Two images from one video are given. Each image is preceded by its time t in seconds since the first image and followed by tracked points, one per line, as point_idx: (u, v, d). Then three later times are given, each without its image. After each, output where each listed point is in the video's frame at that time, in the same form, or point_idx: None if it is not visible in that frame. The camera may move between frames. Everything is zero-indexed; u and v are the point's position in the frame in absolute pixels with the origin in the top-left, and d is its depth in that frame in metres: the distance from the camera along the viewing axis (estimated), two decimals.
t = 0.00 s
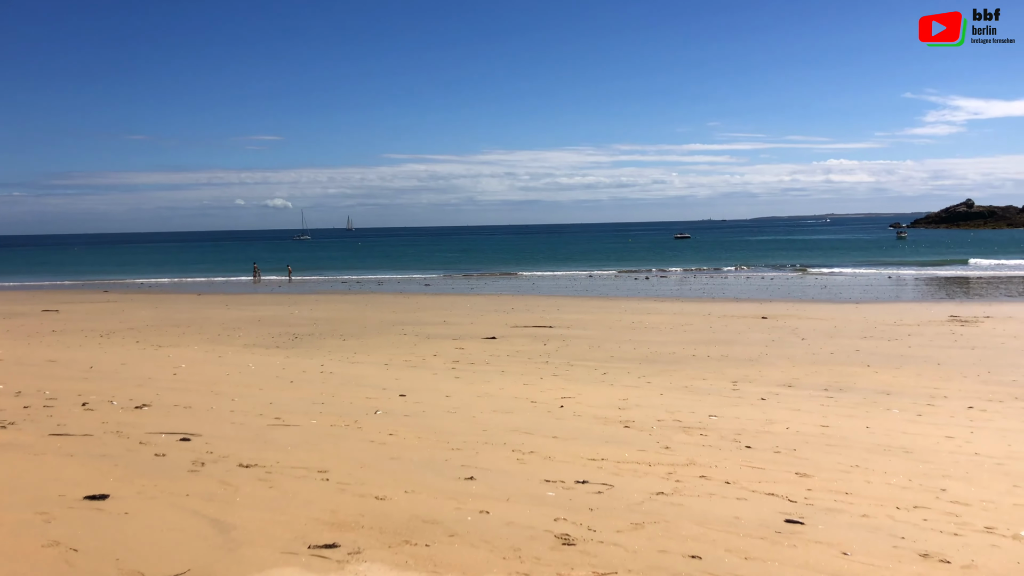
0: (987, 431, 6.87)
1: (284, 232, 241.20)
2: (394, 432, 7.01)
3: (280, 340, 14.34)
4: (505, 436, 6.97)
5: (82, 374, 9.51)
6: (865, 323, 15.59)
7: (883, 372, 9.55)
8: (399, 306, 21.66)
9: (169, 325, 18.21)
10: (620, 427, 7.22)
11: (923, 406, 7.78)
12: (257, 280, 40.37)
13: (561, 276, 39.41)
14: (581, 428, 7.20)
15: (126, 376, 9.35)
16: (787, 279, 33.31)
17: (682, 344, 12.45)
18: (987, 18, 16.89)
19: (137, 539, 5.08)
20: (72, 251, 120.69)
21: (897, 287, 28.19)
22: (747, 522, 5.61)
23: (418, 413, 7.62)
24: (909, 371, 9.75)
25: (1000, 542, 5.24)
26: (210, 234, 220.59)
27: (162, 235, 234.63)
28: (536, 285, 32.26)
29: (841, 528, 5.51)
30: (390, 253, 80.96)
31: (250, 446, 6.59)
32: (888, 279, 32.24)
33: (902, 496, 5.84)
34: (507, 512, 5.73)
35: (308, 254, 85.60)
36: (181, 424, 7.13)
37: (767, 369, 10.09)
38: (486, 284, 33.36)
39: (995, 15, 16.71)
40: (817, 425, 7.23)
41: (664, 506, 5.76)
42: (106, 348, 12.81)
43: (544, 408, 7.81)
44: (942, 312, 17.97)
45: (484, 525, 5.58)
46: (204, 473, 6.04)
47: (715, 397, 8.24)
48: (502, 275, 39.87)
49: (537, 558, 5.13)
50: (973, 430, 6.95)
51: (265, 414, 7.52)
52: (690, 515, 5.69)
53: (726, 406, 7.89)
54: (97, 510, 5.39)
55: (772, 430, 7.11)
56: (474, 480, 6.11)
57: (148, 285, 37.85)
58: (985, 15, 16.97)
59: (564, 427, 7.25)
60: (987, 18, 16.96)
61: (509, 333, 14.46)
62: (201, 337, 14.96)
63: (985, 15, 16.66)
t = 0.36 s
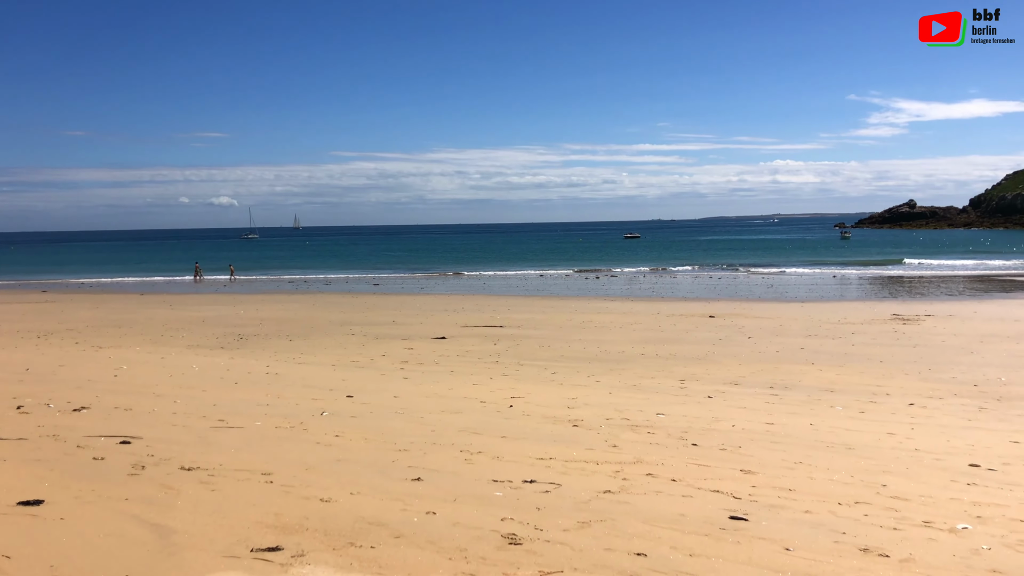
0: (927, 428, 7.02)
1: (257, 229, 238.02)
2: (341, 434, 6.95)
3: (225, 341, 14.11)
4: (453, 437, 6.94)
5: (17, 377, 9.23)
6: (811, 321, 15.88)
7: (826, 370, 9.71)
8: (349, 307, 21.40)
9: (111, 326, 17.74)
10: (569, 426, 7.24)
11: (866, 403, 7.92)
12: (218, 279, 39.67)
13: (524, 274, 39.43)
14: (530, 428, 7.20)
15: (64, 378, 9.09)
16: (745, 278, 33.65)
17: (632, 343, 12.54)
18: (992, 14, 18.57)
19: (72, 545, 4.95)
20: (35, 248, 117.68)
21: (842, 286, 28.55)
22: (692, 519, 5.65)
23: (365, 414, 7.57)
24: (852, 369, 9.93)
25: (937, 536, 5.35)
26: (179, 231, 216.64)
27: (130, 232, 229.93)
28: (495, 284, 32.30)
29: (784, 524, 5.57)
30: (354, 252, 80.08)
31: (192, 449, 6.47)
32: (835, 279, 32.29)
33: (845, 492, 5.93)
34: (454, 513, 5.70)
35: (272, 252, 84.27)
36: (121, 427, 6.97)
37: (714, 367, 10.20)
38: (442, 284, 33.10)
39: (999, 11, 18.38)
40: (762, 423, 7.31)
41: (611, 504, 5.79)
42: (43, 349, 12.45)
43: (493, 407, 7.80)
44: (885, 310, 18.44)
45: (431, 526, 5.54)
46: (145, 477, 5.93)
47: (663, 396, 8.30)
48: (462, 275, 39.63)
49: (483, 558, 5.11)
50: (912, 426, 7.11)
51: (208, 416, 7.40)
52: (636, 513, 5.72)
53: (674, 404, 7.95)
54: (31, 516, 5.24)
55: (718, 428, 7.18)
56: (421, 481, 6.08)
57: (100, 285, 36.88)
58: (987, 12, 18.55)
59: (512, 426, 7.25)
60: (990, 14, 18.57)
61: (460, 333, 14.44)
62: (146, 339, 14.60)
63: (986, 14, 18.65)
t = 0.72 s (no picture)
0: (865, 424, 7.17)
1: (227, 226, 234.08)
2: (283, 435, 6.88)
3: (165, 342, 13.83)
4: (398, 437, 6.89)
5: None
6: (754, 319, 16.09)
7: (768, 368, 9.85)
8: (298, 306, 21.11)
9: (49, 326, 17.22)
10: (514, 425, 7.24)
11: (807, 400, 8.06)
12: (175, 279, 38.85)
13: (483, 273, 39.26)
14: (476, 427, 7.19)
15: None
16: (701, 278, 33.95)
17: (578, 342, 12.60)
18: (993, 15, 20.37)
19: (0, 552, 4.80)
20: None
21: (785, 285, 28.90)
22: (635, 516, 5.69)
23: (308, 415, 7.50)
24: (793, 366, 10.10)
25: (874, 529, 5.45)
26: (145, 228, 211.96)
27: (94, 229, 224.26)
28: (451, 283, 32.17)
29: (725, 520, 5.63)
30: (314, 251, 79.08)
31: (129, 452, 6.34)
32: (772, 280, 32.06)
33: (785, 487, 6.01)
34: (397, 513, 5.66)
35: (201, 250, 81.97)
36: (55, 430, 6.80)
37: (659, 365, 10.29)
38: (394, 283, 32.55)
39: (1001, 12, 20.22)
40: (705, 420, 7.39)
41: (555, 503, 5.80)
42: None
43: (439, 407, 7.77)
44: (827, 308, 18.86)
45: (373, 527, 5.49)
46: (79, 481, 5.79)
47: (608, 394, 8.35)
48: (421, 274, 39.07)
49: (425, 558, 5.08)
50: (852, 422, 7.25)
51: (146, 418, 7.27)
52: (580, 511, 5.74)
53: (619, 402, 8.00)
54: None
55: (662, 425, 7.24)
56: (364, 482, 6.03)
57: (47, 285, 35.77)
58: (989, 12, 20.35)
59: (458, 426, 7.23)
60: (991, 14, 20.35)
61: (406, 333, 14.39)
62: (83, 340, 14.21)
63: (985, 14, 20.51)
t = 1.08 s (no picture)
0: (804, 421, 7.29)
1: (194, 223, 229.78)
2: (221, 438, 6.78)
3: (101, 344, 13.48)
4: (340, 439, 6.83)
5: None
6: (697, 319, 16.13)
7: (710, 367, 9.97)
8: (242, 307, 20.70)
9: None
10: (458, 425, 7.22)
11: (747, 398, 8.15)
12: (125, 279, 37.81)
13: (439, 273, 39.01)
14: (419, 428, 7.16)
15: None
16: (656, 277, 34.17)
17: (524, 341, 12.59)
18: (991, 15, 20.79)
19: None
20: None
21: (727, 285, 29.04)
22: (577, 515, 5.71)
23: (248, 417, 7.40)
24: (735, 364, 10.24)
25: (812, 525, 5.54)
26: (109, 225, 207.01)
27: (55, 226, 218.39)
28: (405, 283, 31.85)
29: (666, 518, 5.68)
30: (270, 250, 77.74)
31: (60, 457, 6.19)
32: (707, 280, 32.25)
33: (725, 484, 6.07)
34: (338, 516, 5.60)
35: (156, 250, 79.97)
36: None
37: (604, 364, 10.33)
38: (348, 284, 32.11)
39: (999, 11, 20.61)
40: (648, 418, 7.44)
41: (497, 503, 5.80)
42: None
43: (382, 408, 7.72)
44: (770, 308, 19.13)
45: (313, 529, 5.43)
46: (6, 487, 5.64)
47: (552, 393, 8.36)
48: (378, 274, 38.52)
49: (365, 560, 5.03)
50: (791, 419, 7.38)
51: (79, 422, 7.11)
52: (522, 511, 5.74)
53: (562, 402, 8.02)
54: None
55: (605, 424, 7.28)
56: (304, 485, 5.97)
57: None
58: (987, 12, 20.76)
59: (401, 427, 7.19)
60: (989, 14, 20.79)
61: (349, 333, 14.25)
62: (12, 343, 13.77)
63: (987, 13, 20.83)
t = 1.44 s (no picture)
0: (743, 420, 7.40)
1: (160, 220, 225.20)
2: (157, 442, 6.66)
3: (32, 347, 13.10)
4: (279, 442, 6.76)
5: None
6: (640, 319, 16.24)
7: (653, 365, 10.06)
8: (184, 309, 20.30)
9: None
10: (400, 427, 7.19)
11: (688, 397, 8.24)
12: (72, 279, 36.74)
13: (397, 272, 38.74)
14: (361, 430, 7.11)
15: None
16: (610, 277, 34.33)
17: (468, 342, 12.58)
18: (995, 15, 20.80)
19: None
20: None
21: (668, 286, 29.21)
22: (519, 516, 5.71)
23: (185, 420, 7.29)
24: (676, 364, 10.34)
25: (750, 522, 5.61)
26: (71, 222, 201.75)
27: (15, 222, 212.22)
28: (360, 284, 31.57)
29: (606, 517, 5.71)
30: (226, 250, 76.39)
31: None
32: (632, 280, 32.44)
33: (666, 483, 6.12)
34: (275, 520, 5.53)
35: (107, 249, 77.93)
36: None
37: (547, 365, 10.36)
38: (303, 284, 31.72)
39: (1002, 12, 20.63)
40: (591, 418, 7.48)
41: (438, 505, 5.77)
42: None
43: (323, 410, 7.66)
44: (711, 308, 19.37)
45: (250, 534, 5.34)
46: None
47: (496, 394, 8.37)
48: (336, 274, 38.10)
49: (302, 564, 4.96)
50: (731, 418, 7.47)
51: (7, 427, 6.91)
52: (463, 512, 5.73)
53: (506, 402, 8.03)
54: None
55: (548, 424, 7.30)
56: (241, 489, 5.89)
57: None
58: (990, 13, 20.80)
59: (343, 429, 7.13)
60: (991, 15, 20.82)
61: (291, 334, 14.10)
62: None
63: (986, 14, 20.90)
